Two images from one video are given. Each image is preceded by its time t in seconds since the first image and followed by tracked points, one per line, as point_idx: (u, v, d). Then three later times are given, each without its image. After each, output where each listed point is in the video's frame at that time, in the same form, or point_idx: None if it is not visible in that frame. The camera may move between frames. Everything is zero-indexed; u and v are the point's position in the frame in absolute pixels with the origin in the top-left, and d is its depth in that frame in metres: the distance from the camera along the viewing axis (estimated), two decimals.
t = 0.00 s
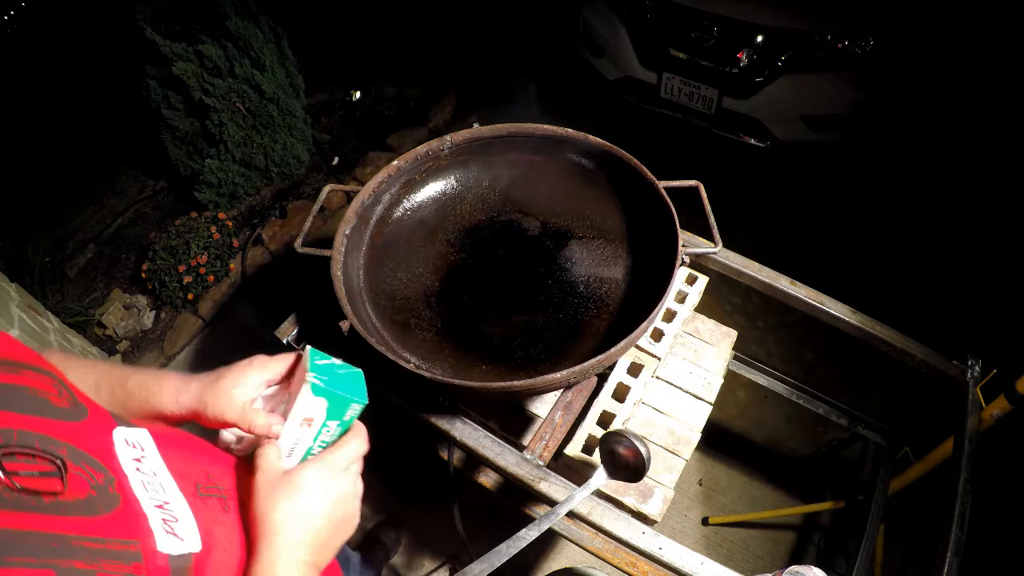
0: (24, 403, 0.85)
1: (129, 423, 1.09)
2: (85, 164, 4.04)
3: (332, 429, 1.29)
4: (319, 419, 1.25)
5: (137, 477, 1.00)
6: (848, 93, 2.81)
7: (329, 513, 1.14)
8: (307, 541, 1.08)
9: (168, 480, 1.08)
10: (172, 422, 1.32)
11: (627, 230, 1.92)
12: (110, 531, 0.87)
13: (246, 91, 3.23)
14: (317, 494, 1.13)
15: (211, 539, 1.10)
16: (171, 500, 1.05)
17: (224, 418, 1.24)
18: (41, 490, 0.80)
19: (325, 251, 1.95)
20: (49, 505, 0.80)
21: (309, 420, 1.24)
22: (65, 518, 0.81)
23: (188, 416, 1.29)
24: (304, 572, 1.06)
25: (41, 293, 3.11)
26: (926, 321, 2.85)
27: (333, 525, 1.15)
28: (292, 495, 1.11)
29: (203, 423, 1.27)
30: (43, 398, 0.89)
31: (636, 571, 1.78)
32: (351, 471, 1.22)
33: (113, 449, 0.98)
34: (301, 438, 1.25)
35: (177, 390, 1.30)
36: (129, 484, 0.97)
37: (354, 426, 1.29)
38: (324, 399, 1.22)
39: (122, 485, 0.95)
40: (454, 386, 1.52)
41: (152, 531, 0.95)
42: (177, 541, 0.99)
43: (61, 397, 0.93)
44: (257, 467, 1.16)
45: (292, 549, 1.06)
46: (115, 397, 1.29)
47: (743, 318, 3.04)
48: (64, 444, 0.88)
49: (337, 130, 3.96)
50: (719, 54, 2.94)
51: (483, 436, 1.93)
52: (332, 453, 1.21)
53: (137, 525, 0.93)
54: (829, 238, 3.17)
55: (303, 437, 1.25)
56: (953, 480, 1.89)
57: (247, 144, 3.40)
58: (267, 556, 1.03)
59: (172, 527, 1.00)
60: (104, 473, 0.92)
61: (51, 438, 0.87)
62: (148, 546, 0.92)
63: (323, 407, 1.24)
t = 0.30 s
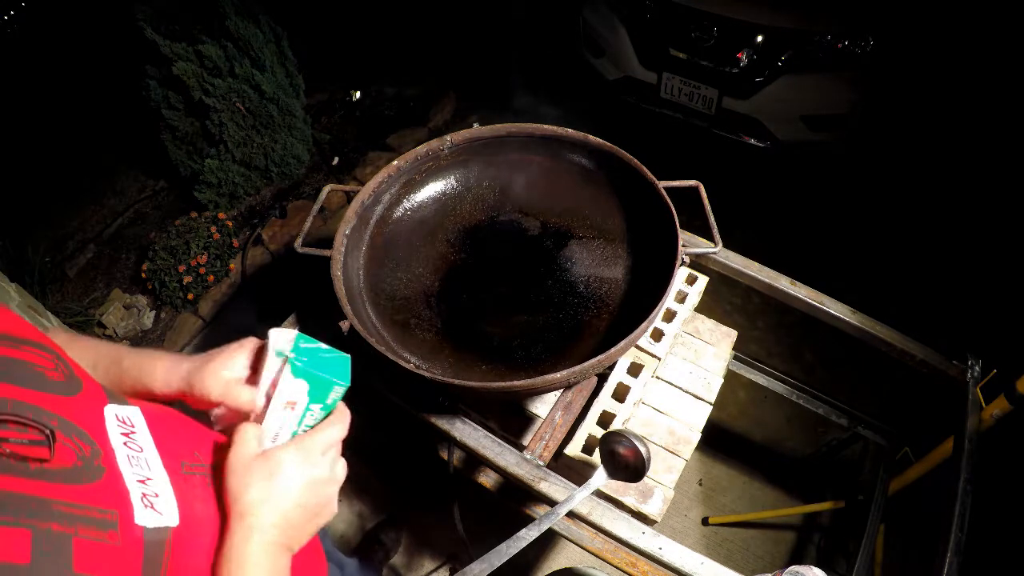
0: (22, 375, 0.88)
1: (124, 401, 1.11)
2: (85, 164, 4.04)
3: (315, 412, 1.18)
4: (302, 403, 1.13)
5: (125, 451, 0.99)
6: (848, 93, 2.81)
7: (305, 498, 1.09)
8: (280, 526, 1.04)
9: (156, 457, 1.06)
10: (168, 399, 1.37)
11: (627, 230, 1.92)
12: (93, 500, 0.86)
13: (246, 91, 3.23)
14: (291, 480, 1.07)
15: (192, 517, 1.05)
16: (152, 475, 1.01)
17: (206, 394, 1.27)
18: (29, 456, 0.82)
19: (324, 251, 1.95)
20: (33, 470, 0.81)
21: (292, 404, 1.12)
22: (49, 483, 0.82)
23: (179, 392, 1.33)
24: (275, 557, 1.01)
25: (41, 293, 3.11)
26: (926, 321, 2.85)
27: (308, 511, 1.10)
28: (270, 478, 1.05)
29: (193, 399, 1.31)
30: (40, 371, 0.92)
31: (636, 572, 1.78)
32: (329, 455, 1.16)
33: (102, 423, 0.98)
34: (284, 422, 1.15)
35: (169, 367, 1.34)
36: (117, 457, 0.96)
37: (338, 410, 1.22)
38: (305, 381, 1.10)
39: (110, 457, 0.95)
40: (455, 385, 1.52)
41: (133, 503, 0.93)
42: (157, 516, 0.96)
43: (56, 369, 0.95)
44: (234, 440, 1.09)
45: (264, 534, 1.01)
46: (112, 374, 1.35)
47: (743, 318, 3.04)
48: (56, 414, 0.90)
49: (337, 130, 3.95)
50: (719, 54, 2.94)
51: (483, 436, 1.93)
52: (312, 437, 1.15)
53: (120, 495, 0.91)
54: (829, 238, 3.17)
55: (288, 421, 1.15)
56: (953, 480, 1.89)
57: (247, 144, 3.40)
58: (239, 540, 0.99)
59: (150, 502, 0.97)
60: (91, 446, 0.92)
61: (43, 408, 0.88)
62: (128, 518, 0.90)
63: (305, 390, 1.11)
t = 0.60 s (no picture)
0: (22, 364, 0.94)
1: (119, 391, 1.18)
2: (85, 164, 4.04)
3: (341, 406, 1.34)
4: (333, 394, 1.32)
5: (121, 437, 1.06)
6: (848, 93, 2.81)
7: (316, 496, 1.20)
8: (294, 517, 1.14)
9: (150, 442, 1.14)
10: (157, 358, 1.48)
11: (627, 230, 1.92)
12: (91, 478, 0.91)
13: (246, 91, 3.23)
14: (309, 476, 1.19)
15: (187, 500, 1.13)
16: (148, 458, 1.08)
17: (186, 333, 1.39)
18: (30, 437, 0.87)
19: (324, 251, 1.95)
20: (34, 450, 0.86)
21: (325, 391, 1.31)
22: (50, 460, 0.87)
23: (164, 344, 1.44)
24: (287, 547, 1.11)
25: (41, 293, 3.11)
26: (926, 321, 2.85)
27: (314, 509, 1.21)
28: (291, 471, 1.16)
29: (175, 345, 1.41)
30: (40, 361, 0.98)
31: (637, 572, 1.77)
32: (344, 455, 1.31)
33: (99, 410, 1.04)
34: (313, 416, 1.29)
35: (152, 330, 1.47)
36: (113, 442, 1.03)
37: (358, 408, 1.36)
38: (340, 373, 1.33)
39: (106, 441, 1.01)
40: (455, 385, 1.52)
41: (130, 483, 0.99)
42: (153, 495, 1.03)
43: (56, 360, 1.02)
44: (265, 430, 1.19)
45: (281, 523, 1.11)
46: (98, 346, 1.45)
47: (744, 318, 3.04)
48: (55, 401, 0.96)
49: (337, 130, 3.95)
50: (719, 54, 2.94)
51: (483, 436, 1.93)
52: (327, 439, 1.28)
53: (117, 475, 0.97)
54: (830, 238, 3.17)
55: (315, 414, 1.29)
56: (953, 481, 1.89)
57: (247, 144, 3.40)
58: (259, 526, 1.08)
59: (146, 483, 1.03)
60: (89, 430, 0.98)
61: (43, 394, 0.95)
62: (125, 496, 0.96)
63: (338, 382, 1.33)
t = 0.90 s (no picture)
0: (21, 356, 0.95)
1: (118, 382, 1.19)
2: (85, 164, 4.04)
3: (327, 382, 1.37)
4: (320, 372, 1.34)
5: (123, 424, 1.07)
6: (848, 93, 2.82)
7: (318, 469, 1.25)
8: (299, 498, 1.20)
9: (152, 431, 1.15)
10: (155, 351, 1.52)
11: (627, 230, 1.92)
12: (94, 465, 0.93)
13: (246, 91, 3.23)
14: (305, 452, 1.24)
15: (190, 490, 1.14)
16: (151, 447, 1.10)
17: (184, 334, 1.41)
18: (31, 426, 0.88)
19: (324, 251, 1.95)
20: (34, 438, 0.87)
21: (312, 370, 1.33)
22: (51, 449, 0.88)
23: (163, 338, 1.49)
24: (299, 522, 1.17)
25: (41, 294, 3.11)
26: (926, 321, 2.85)
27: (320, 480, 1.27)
28: (290, 455, 1.21)
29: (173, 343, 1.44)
30: (40, 353, 0.98)
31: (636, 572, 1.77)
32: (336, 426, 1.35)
33: (101, 400, 1.05)
34: (299, 392, 1.33)
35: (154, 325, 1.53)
36: (116, 429, 1.04)
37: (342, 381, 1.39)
38: (329, 351, 1.35)
39: (109, 428, 1.02)
40: (455, 385, 1.52)
41: (133, 471, 1.00)
42: (156, 483, 1.04)
43: (56, 351, 1.03)
44: (259, 416, 1.23)
45: (288, 506, 1.17)
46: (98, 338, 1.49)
47: (744, 318, 3.04)
48: (56, 390, 0.97)
49: (337, 130, 3.95)
50: (719, 54, 2.94)
51: (483, 436, 1.93)
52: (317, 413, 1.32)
53: (120, 462, 0.98)
54: (830, 238, 3.17)
55: (302, 391, 1.33)
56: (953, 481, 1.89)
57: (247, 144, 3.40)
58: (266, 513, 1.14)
59: (149, 471, 1.05)
60: (91, 418, 0.99)
61: (44, 384, 0.95)
62: (129, 483, 0.97)
63: (326, 361, 1.35)
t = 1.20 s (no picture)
0: (26, 352, 0.95)
1: (123, 382, 1.19)
2: (86, 164, 4.04)
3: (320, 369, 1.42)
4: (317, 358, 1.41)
5: (130, 422, 1.07)
6: (847, 93, 2.82)
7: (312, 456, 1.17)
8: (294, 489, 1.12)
9: (158, 430, 1.15)
10: (162, 357, 1.54)
11: (627, 230, 1.92)
12: (103, 465, 0.93)
13: (246, 91, 3.20)
14: (296, 441, 1.15)
15: (198, 489, 1.14)
16: (157, 446, 1.10)
17: (193, 329, 1.45)
18: (37, 423, 0.88)
19: (324, 251, 1.95)
20: (41, 436, 0.87)
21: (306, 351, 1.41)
22: (59, 448, 0.88)
23: (169, 343, 1.52)
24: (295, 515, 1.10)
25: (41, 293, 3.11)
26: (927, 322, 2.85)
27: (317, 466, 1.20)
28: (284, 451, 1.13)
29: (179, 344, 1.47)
30: (42, 350, 0.98)
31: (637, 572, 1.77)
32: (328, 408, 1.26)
33: (106, 397, 1.06)
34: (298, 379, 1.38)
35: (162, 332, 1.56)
36: (122, 427, 1.04)
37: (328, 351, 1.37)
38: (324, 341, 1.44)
39: (115, 425, 1.02)
40: (455, 385, 1.52)
41: (142, 470, 1.00)
42: (164, 482, 1.04)
43: (59, 348, 1.03)
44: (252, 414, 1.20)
45: (281, 500, 1.10)
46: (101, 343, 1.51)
47: (744, 318, 3.04)
48: (60, 387, 0.97)
49: (337, 130, 3.95)
50: (719, 54, 2.95)
51: (483, 436, 1.93)
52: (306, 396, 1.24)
53: (128, 460, 0.99)
54: (830, 238, 3.17)
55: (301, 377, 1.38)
56: (953, 481, 1.89)
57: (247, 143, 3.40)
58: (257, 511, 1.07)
59: (157, 470, 1.05)
60: (98, 416, 0.99)
61: (49, 381, 0.95)
62: (137, 483, 0.98)
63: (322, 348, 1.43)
